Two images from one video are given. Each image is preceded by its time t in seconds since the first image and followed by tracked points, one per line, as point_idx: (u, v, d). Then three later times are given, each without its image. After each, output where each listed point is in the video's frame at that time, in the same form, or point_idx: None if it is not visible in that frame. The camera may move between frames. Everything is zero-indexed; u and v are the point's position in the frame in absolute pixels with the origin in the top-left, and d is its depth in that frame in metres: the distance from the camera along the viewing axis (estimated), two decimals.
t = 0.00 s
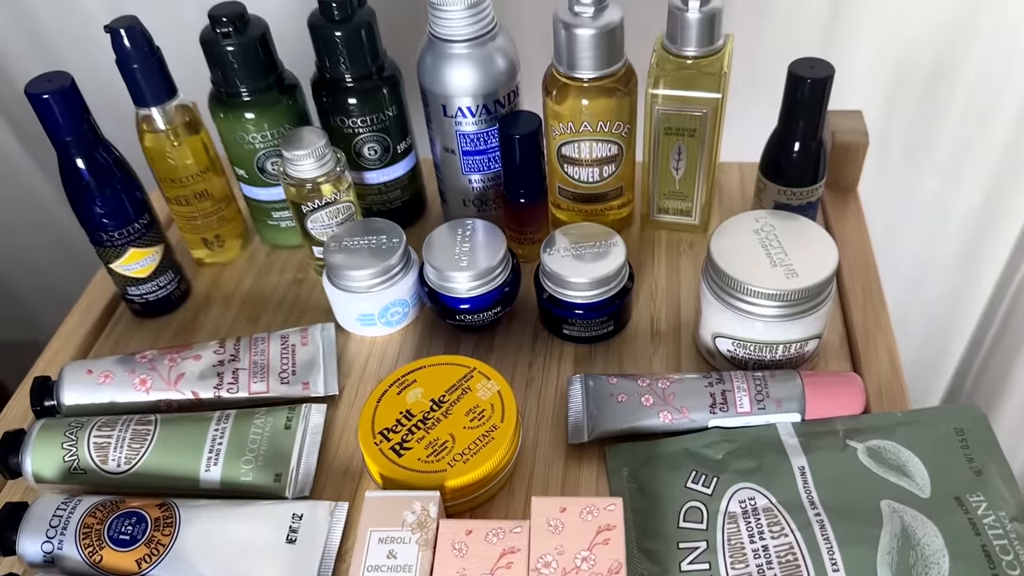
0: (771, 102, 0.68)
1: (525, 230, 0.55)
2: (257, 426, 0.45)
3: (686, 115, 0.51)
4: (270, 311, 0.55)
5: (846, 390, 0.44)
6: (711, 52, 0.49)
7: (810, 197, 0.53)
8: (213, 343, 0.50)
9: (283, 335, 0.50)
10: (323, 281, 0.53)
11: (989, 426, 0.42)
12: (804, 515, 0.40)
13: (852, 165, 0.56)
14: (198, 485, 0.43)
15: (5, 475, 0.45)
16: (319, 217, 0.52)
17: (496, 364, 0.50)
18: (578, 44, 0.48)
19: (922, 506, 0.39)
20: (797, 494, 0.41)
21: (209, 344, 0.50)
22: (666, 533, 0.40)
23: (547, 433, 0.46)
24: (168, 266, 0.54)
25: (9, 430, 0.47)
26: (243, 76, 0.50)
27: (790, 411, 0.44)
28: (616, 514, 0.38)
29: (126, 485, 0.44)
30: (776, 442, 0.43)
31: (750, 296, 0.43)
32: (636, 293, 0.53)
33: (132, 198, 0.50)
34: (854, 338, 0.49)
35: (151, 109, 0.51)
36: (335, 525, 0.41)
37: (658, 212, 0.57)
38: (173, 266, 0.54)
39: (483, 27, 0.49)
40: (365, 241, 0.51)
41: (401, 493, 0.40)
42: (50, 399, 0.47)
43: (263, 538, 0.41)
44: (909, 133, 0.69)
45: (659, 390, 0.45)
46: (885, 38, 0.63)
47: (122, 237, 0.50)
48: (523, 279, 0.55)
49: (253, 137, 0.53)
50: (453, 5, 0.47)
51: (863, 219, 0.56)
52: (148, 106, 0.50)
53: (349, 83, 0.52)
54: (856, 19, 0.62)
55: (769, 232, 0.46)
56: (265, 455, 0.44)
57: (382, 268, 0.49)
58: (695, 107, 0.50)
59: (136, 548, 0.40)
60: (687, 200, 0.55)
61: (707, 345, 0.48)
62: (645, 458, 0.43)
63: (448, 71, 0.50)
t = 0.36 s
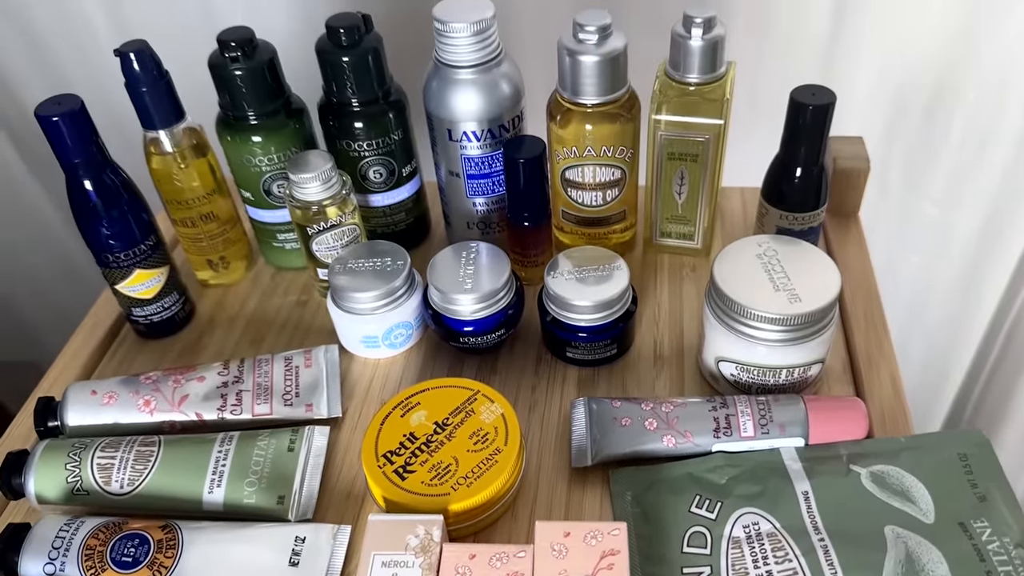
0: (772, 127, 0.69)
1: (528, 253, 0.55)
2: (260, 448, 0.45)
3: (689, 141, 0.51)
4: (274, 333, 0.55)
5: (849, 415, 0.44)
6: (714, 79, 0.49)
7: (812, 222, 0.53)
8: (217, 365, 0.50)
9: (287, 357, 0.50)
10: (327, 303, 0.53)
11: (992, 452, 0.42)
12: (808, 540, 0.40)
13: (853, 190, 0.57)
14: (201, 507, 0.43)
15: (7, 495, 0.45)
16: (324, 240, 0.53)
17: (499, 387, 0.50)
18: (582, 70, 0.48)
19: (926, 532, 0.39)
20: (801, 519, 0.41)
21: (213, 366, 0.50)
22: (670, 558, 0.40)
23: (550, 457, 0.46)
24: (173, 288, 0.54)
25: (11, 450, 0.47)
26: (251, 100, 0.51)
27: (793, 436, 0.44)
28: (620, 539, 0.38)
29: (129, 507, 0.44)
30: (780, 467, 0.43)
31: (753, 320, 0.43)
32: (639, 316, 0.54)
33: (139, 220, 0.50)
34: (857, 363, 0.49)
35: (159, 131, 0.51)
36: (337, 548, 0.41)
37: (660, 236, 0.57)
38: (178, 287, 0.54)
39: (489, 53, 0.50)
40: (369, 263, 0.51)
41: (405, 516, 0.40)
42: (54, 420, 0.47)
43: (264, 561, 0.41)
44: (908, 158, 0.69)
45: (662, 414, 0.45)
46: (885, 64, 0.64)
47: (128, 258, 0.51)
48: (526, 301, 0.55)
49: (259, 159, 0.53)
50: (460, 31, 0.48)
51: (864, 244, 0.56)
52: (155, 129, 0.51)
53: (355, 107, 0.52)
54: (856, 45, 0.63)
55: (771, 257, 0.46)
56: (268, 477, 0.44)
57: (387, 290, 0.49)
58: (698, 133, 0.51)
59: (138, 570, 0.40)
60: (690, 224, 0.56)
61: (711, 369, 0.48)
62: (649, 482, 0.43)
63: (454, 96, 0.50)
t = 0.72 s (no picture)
0: (773, 146, 0.70)
1: (534, 270, 0.56)
2: (269, 462, 0.45)
3: (693, 160, 0.52)
4: (282, 348, 0.55)
5: (853, 432, 0.44)
6: (718, 100, 0.50)
7: (814, 241, 0.54)
8: (226, 379, 0.50)
9: (296, 372, 0.50)
10: (335, 318, 0.53)
11: (995, 468, 0.43)
12: (813, 556, 0.40)
13: (855, 209, 0.57)
14: (210, 520, 0.43)
15: (17, 508, 0.45)
16: (332, 256, 0.53)
17: (505, 402, 0.51)
18: (588, 91, 0.49)
19: (930, 547, 0.40)
20: (806, 535, 0.41)
21: (222, 380, 0.50)
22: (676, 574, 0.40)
23: (557, 472, 0.46)
24: (182, 303, 0.54)
25: (21, 463, 0.47)
26: (262, 118, 0.52)
27: (798, 452, 0.44)
28: (627, 554, 0.38)
29: (138, 520, 0.44)
30: (785, 483, 0.43)
31: (758, 337, 0.44)
32: (644, 332, 0.54)
33: (150, 235, 0.51)
34: (860, 380, 0.49)
35: (171, 148, 0.52)
36: (345, 562, 0.42)
37: (664, 254, 0.58)
38: (187, 302, 0.55)
39: (497, 73, 0.50)
40: (377, 279, 0.51)
41: (413, 530, 0.40)
42: (64, 433, 0.47)
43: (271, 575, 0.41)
44: (908, 177, 0.70)
45: (668, 430, 0.46)
46: (884, 85, 0.65)
47: (139, 273, 0.51)
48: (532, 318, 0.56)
49: (269, 177, 0.54)
50: (468, 52, 0.49)
51: (866, 262, 0.57)
52: (167, 146, 0.52)
53: (364, 126, 0.53)
54: (855, 66, 0.64)
55: (776, 275, 0.47)
56: (277, 491, 0.44)
57: (395, 306, 0.50)
58: (702, 152, 0.52)
59: None
60: (694, 242, 0.57)
61: (715, 386, 0.48)
62: (655, 498, 0.44)
63: (462, 115, 0.51)
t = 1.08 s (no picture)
0: (775, 156, 0.71)
1: (541, 276, 0.56)
2: (279, 465, 0.45)
3: (701, 167, 0.53)
4: (290, 353, 0.56)
5: (860, 437, 0.45)
6: (725, 108, 0.51)
7: (820, 248, 0.54)
8: (235, 383, 0.51)
9: (305, 376, 0.51)
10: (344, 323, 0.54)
11: (1001, 473, 0.43)
12: (822, 559, 0.40)
13: (860, 217, 0.58)
14: (221, 523, 0.44)
15: (27, 511, 0.45)
16: (342, 261, 0.54)
17: (513, 406, 0.51)
18: (597, 98, 0.50)
19: (938, 551, 0.40)
20: (814, 538, 0.41)
21: (231, 384, 0.50)
22: None
23: (565, 476, 0.47)
24: (191, 308, 0.55)
25: (31, 466, 0.47)
26: (273, 125, 0.52)
27: (806, 456, 0.44)
28: (637, 556, 0.38)
29: (149, 523, 0.44)
30: (793, 487, 0.43)
31: (766, 341, 0.44)
32: (651, 338, 0.54)
33: (160, 240, 0.51)
34: (866, 387, 0.50)
35: (182, 154, 0.52)
36: (355, 565, 0.42)
37: (670, 261, 0.58)
38: (196, 307, 0.55)
39: (506, 81, 0.51)
40: (386, 284, 0.52)
41: (424, 532, 0.40)
42: (74, 436, 0.48)
43: None
44: (908, 187, 0.71)
45: (676, 434, 0.46)
46: (884, 96, 0.66)
47: (149, 278, 0.52)
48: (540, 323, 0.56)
49: (279, 183, 0.54)
50: (478, 60, 0.49)
51: (870, 269, 0.57)
52: (178, 151, 0.52)
53: (374, 133, 0.54)
54: (856, 77, 0.65)
55: (783, 281, 0.47)
56: (287, 494, 0.44)
57: (404, 310, 0.50)
58: (709, 159, 0.52)
59: None
60: (700, 249, 0.57)
61: (723, 391, 0.49)
62: (663, 502, 0.44)
63: (471, 122, 0.52)
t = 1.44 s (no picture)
0: (777, 159, 0.72)
1: (548, 275, 0.57)
2: (290, 460, 0.46)
3: (706, 167, 0.53)
4: (299, 350, 0.56)
5: (865, 432, 0.45)
6: (730, 108, 0.51)
7: (823, 248, 0.55)
8: (246, 380, 0.51)
9: (315, 373, 0.51)
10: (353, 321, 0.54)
11: (1005, 468, 0.44)
12: (828, 552, 0.41)
13: (863, 218, 0.59)
14: (233, 517, 0.44)
15: (40, 506, 0.45)
16: (351, 260, 0.54)
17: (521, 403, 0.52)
18: (604, 99, 0.50)
19: (943, 544, 0.40)
20: (821, 532, 0.42)
21: (242, 381, 0.51)
22: (694, 571, 0.41)
23: (573, 472, 0.47)
24: (202, 305, 0.55)
25: (43, 462, 0.48)
26: (283, 124, 0.53)
27: (812, 452, 0.45)
28: (647, 548, 0.39)
29: (161, 518, 0.45)
30: (800, 482, 0.44)
31: (771, 338, 0.45)
32: (657, 336, 0.55)
33: (172, 238, 0.52)
34: (871, 384, 0.50)
35: (193, 153, 0.53)
36: (367, 559, 0.42)
37: (676, 261, 0.59)
38: (206, 305, 0.56)
39: (514, 81, 0.51)
40: (394, 282, 0.52)
41: (435, 525, 0.40)
42: (85, 432, 0.48)
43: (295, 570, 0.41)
44: (906, 193, 0.72)
45: (684, 429, 0.46)
46: (885, 99, 0.66)
47: (160, 275, 0.52)
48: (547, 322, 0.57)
49: (289, 182, 0.55)
50: (487, 60, 0.50)
51: (873, 268, 0.58)
52: (189, 150, 0.52)
53: (383, 133, 0.54)
54: (857, 80, 0.66)
55: (789, 279, 0.48)
56: (299, 489, 0.44)
57: (413, 308, 0.50)
58: (714, 159, 0.53)
59: None
60: (705, 248, 0.58)
61: (729, 388, 0.49)
62: (671, 496, 0.44)
63: (479, 122, 0.52)
